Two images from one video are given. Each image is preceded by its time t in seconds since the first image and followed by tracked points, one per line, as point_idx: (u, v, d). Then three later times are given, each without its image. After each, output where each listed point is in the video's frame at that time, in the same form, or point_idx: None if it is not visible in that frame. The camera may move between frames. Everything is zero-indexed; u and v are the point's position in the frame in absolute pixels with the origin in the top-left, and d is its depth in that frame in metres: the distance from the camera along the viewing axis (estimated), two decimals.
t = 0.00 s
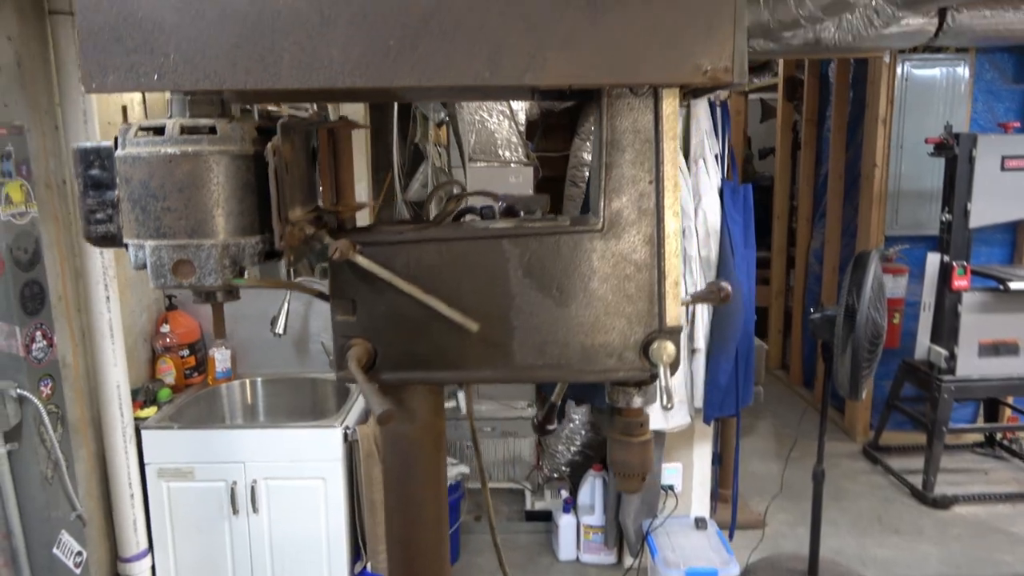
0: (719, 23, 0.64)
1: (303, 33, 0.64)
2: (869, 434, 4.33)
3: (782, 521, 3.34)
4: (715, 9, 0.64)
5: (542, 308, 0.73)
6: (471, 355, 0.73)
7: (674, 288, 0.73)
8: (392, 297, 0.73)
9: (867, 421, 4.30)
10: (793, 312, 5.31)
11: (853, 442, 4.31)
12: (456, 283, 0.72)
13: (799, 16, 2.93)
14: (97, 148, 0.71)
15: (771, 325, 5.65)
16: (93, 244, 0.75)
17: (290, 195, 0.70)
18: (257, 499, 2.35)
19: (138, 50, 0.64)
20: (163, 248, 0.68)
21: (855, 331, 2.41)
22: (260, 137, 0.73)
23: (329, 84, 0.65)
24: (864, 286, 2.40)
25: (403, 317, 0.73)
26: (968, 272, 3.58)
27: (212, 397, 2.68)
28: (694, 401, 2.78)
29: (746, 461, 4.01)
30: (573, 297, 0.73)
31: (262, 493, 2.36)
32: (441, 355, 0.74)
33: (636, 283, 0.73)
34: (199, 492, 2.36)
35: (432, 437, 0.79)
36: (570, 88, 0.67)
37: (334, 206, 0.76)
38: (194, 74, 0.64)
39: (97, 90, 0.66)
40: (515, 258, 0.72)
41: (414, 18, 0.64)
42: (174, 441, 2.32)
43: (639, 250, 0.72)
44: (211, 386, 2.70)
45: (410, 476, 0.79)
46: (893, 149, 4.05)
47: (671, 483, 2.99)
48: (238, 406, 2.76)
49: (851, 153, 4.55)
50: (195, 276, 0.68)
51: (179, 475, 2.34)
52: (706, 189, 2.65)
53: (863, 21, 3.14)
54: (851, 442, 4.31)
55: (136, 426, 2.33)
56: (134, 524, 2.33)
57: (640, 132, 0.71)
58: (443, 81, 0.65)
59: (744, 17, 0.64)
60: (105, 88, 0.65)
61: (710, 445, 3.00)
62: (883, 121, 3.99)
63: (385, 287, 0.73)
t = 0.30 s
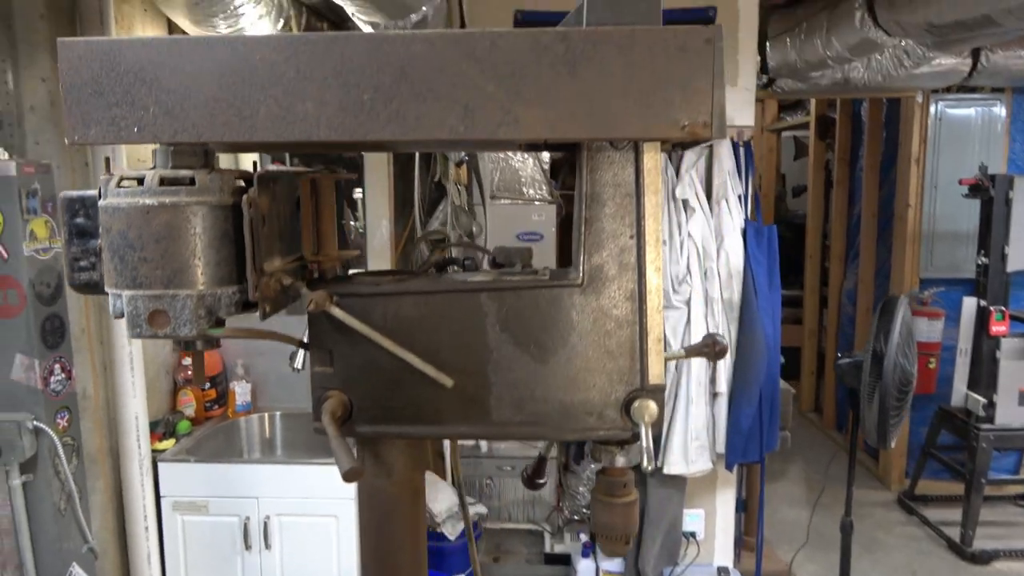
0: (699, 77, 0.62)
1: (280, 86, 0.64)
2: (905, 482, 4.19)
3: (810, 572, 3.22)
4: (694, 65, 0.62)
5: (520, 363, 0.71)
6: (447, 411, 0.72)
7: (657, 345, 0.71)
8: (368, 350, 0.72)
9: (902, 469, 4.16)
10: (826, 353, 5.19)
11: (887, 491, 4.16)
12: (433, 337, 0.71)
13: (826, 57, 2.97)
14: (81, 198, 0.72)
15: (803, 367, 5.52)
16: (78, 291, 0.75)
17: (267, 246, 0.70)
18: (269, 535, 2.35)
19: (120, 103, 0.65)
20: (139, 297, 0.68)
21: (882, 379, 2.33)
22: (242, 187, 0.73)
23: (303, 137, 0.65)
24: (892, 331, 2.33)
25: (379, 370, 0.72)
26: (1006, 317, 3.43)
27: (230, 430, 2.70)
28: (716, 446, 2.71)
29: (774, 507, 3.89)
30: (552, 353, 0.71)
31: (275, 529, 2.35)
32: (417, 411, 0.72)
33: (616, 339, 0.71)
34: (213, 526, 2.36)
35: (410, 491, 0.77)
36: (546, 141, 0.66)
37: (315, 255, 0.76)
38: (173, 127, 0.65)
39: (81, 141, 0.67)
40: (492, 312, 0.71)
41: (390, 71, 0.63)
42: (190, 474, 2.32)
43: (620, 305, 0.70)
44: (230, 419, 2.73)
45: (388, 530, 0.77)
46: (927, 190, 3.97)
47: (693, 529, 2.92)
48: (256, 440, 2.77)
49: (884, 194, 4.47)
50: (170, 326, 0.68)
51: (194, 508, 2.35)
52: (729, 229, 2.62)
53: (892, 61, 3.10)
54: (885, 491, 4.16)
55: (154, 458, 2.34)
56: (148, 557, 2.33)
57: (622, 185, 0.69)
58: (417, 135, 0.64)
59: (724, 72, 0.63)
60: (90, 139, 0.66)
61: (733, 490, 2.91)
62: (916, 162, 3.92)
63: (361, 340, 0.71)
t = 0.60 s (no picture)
0: (719, 116, 0.62)
1: (304, 124, 0.66)
2: (981, 533, 3.94)
3: None
4: (715, 105, 0.62)
5: (537, 402, 0.70)
6: (462, 447, 0.71)
7: (678, 389, 0.69)
8: (387, 384, 0.72)
9: (978, 520, 3.92)
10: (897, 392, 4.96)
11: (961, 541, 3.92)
12: (450, 373, 0.71)
13: (896, 86, 2.90)
14: (121, 227, 0.75)
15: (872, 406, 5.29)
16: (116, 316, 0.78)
17: (289, 277, 0.71)
18: (315, 555, 2.38)
19: (154, 138, 0.68)
20: (167, 325, 0.70)
21: (950, 425, 2.21)
22: (271, 220, 0.75)
23: (325, 172, 0.66)
24: (960, 374, 2.21)
25: (397, 403, 0.72)
26: None
27: (282, 449, 2.75)
28: (772, 487, 2.61)
29: (836, 552, 3.72)
30: (569, 394, 0.70)
31: (320, 549, 2.38)
32: (433, 446, 0.71)
33: (635, 381, 0.69)
34: (262, 543, 2.42)
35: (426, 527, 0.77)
36: (564, 179, 0.66)
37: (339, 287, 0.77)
38: (203, 160, 0.67)
39: (119, 174, 0.70)
40: (510, 349, 0.70)
41: (410, 109, 0.65)
42: (243, 492, 2.38)
43: (640, 347, 0.69)
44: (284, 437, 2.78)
45: (404, 563, 0.76)
46: (1005, 225, 3.80)
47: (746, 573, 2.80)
48: (307, 459, 2.82)
49: (960, 228, 4.28)
50: (195, 353, 0.70)
51: (245, 524, 2.40)
52: (788, 263, 2.56)
53: (967, 92, 2.99)
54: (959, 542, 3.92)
55: (208, 473, 2.40)
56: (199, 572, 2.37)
57: (643, 224, 0.68)
58: (435, 171, 0.65)
59: (746, 111, 0.62)
60: (126, 171, 0.69)
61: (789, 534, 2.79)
62: (994, 195, 3.74)
63: (380, 373, 0.72)
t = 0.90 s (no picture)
0: (731, 141, 0.61)
1: (325, 147, 0.68)
2: None
3: None
4: (727, 128, 0.61)
5: (548, 423, 0.70)
6: (475, 466, 0.71)
7: (692, 414, 0.68)
8: (403, 400, 0.73)
9: None
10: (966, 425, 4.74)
11: None
12: (463, 392, 0.71)
13: (961, 106, 2.81)
14: (159, 244, 0.79)
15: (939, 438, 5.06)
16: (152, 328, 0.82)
17: (311, 294, 0.74)
18: (356, 567, 2.42)
19: (187, 160, 0.71)
20: (196, 338, 0.73)
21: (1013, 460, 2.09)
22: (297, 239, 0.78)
23: (344, 193, 0.68)
24: None
25: (412, 420, 0.73)
26: None
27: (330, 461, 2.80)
28: (824, 519, 2.52)
29: None
30: (581, 416, 0.69)
31: (362, 562, 2.41)
32: (446, 464, 0.72)
33: (647, 405, 0.68)
34: (306, 553, 2.45)
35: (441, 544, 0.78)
36: (577, 202, 0.66)
37: (360, 304, 0.80)
38: (231, 181, 0.70)
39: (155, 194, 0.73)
40: (523, 369, 0.70)
41: (426, 132, 0.66)
42: (290, 504, 2.42)
43: (653, 371, 0.68)
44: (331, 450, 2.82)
45: None
46: None
47: None
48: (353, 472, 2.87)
49: None
50: (221, 366, 0.72)
51: (291, 534, 2.44)
52: (842, 286, 2.49)
53: None
54: None
55: (257, 483, 2.46)
56: None
57: (658, 247, 0.68)
58: (449, 194, 0.66)
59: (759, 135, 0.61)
60: (160, 191, 0.72)
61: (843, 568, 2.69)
62: None
63: (397, 390, 0.73)
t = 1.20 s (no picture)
0: (730, 158, 0.62)
1: (341, 167, 0.71)
2: None
3: None
4: (726, 146, 0.62)
5: (553, 436, 0.71)
6: (482, 477, 0.73)
7: (694, 429, 0.68)
8: (414, 411, 0.75)
9: None
10: None
11: None
12: (471, 404, 0.73)
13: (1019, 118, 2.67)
14: (190, 259, 0.83)
15: (1003, 462, 4.85)
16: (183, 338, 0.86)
17: (328, 307, 0.77)
18: None
19: (213, 179, 0.75)
20: (219, 348, 0.76)
21: None
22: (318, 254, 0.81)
23: (358, 210, 0.71)
24: None
25: (423, 430, 0.75)
26: None
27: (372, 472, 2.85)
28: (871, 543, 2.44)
29: None
30: (586, 429, 0.70)
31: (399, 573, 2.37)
32: (454, 473, 0.74)
33: (651, 420, 0.69)
34: (347, 562, 2.45)
35: (451, 553, 0.79)
36: (581, 219, 0.68)
37: (376, 316, 0.83)
38: (254, 199, 0.74)
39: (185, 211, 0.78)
40: (528, 382, 0.72)
41: (435, 152, 0.69)
42: (329, 512, 2.45)
43: (656, 385, 0.69)
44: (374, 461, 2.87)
45: None
46: None
47: None
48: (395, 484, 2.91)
49: None
50: (242, 375, 0.76)
51: (331, 543, 2.47)
52: (890, 304, 2.41)
53: None
54: None
55: (300, 491, 2.52)
56: None
57: (662, 262, 0.69)
58: (456, 211, 0.69)
59: (758, 153, 0.62)
60: (188, 209, 0.76)
61: None
62: None
63: (408, 401, 0.75)
